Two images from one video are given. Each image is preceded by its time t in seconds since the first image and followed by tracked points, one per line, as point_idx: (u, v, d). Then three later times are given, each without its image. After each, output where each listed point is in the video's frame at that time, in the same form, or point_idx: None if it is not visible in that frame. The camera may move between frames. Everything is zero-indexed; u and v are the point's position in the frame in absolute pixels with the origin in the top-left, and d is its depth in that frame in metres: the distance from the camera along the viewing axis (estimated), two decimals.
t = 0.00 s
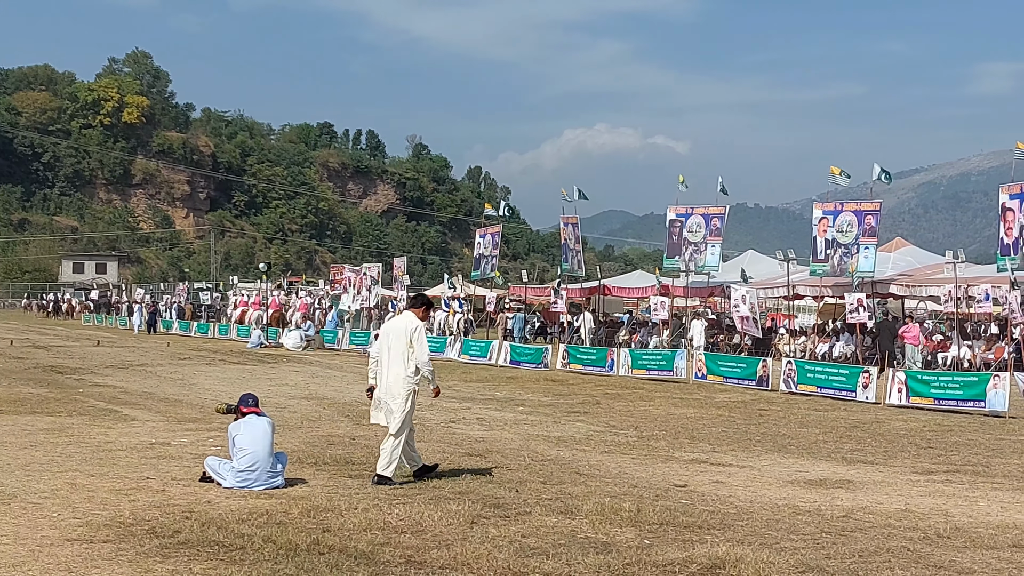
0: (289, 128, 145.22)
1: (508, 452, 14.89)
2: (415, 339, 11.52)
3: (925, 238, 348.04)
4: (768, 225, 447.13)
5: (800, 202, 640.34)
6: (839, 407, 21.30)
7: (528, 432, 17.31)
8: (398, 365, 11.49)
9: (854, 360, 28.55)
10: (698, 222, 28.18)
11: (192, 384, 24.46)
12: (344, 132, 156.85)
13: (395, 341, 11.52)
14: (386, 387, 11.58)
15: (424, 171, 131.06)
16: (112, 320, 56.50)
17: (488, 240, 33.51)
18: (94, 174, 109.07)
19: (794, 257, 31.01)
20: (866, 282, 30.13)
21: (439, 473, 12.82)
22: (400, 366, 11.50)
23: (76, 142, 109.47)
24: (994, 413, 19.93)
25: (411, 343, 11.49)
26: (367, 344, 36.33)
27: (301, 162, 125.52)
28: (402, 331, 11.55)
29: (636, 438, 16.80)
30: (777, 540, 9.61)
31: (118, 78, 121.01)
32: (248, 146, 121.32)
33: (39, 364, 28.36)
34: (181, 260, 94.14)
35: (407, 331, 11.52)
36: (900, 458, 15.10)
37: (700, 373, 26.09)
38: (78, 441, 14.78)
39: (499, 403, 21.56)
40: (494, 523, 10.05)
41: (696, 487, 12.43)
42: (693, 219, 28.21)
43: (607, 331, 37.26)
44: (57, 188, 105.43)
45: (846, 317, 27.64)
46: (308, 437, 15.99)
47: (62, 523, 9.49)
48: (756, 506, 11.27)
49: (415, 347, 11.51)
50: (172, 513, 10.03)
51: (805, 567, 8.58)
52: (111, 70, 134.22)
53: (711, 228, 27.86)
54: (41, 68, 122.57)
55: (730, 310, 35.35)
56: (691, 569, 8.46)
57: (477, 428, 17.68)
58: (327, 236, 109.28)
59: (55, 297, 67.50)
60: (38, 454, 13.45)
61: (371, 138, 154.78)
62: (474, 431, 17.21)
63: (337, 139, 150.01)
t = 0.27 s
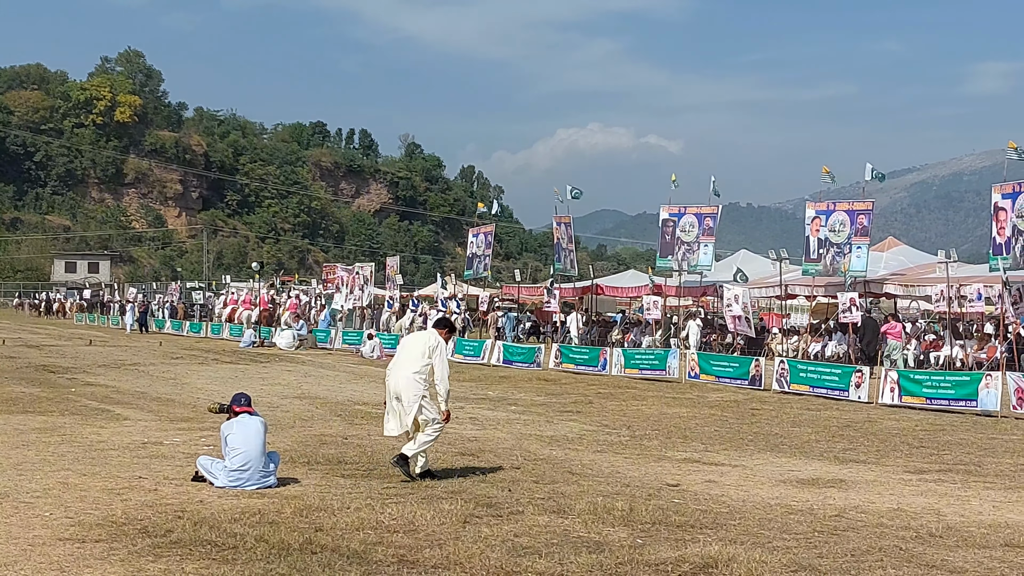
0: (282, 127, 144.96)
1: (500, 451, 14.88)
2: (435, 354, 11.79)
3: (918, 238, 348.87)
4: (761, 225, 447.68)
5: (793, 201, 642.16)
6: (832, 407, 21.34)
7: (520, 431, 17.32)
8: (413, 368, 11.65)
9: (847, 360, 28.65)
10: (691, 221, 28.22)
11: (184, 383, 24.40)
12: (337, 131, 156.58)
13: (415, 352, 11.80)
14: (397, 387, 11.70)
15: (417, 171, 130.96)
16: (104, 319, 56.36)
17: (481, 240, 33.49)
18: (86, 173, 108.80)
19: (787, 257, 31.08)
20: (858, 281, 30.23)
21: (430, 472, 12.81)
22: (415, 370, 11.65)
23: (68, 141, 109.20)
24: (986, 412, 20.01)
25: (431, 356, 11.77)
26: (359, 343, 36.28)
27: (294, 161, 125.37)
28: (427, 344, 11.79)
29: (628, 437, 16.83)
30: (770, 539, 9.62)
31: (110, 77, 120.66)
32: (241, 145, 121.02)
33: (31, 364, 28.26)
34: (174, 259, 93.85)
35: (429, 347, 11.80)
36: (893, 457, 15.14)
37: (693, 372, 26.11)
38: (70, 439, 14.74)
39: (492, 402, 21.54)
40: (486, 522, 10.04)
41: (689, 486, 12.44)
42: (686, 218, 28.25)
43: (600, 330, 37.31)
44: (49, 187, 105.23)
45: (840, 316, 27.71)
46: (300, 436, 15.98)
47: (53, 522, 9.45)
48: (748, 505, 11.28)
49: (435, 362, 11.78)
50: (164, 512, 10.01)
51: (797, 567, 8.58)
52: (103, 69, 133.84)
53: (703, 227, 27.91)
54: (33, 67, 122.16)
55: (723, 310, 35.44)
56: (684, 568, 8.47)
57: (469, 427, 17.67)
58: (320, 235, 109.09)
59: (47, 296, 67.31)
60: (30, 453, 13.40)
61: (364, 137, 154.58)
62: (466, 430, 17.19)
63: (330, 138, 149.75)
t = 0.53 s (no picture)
0: (275, 126, 144.70)
1: (493, 450, 14.86)
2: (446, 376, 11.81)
3: (911, 237, 349.59)
4: (754, 225, 448.10)
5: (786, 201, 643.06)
6: (826, 406, 21.36)
7: (513, 430, 17.29)
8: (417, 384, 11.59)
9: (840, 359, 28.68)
10: (684, 221, 28.23)
11: (177, 382, 24.35)
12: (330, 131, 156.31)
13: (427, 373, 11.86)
14: (395, 397, 11.67)
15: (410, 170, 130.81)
16: (96, 318, 56.20)
17: (475, 239, 33.46)
18: (79, 172, 108.57)
19: (781, 256, 31.12)
20: (852, 281, 30.27)
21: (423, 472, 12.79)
22: (418, 386, 11.60)
23: (61, 140, 108.96)
24: (979, 412, 20.06)
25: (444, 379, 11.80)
26: (352, 342, 36.24)
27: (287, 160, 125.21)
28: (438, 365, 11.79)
29: (622, 436, 16.82)
30: (762, 539, 9.62)
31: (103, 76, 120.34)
32: (234, 145, 120.77)
33: (24, 363, 28.15)
34: (166, 259, 93.57)
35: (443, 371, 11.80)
36: (885, 457, 15.16)
37: (686, 371, 26.12)
38: (62, 439, 14.68)
39: (486, 402, 21.52)
40: (480, 521, 10.03)
41: (682, 485, 12.44)
42: (679, 218, 28.27)
43: (593, 330, 37.31)
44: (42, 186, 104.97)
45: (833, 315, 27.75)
46: (294, 436, 15.95)
47: (45, 522, 9.42)
48: (742, 505, 11.29)
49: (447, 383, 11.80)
50: (157, 512, 9.97)
51: (790, 565, 8.59)
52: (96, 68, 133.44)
53: (696, 227, 27.93)
54: (25, 66, 121.80)
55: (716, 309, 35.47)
56: (677, 568, 8.46)
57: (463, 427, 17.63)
58: (313, 234, 108.90)
59: (40, 295, 67.13)
60: (22, 452, 13.35)
61: (357, 136, 154.35)
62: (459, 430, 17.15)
63: (323, 137, 149.53)
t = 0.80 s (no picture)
0: (269, 125, 144.47)
1: (487, 449, 14.85)
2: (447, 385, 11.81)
3: (904, 237, 350.26)
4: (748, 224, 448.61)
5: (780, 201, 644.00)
6: (820, 405, 21.39)
7: (507, 429, 17.29)
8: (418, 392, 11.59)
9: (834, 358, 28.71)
10: (678, 220, 28.25)
11: (171, 381, 24.30)
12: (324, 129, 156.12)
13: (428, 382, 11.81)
14: (393, 402, 11.69)
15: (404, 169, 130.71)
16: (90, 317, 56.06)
17: (469, 238, 33.43)
18: (73, 171, 108.38)
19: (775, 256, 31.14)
20: (846, 279, 30.30)
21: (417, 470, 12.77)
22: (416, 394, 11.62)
23: (55, 139, 108.77)
24: (972, 411, 20.08)
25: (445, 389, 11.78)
26: (346, 342, 36.21)
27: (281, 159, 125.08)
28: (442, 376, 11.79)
29: (616, 435, 16.83)
30: (757, 537, 9.63)
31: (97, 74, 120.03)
32: (227, 144, 120.53)
33: (17, 362, 28.07)
34: (160, 257, 93.37)
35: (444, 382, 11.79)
36: (879, 456, 15.19)
37: (680, 370, 26.14)
38: (56, 438, 14.64)
39: (480, 401, 21.52)
40: (473, 520, 10.02)
41: (677, 485, 12.43)
42: (673, 217, 28.29)
43: (587, 329, 37.30)
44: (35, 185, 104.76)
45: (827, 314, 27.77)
46: (288, 434, 15.94)
47: (38, 521, 9.39)
48: (735, 504, 11.30)
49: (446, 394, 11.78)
50: (151, 511, 9.95)
51: (784, 565, 8.58)
52: (90, 66, 133.06)
53: (691, 226, 27.94)
54: (19, 65, 121.48)
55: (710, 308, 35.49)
56: (670, 567, 8.46)
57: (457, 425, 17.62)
58: (307, 233, 108.78)
59: (33, 294, 66.94)
60: (15, 452, 13.31)
61: (351, 135, 154.18)
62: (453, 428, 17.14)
63: (317, 136, 149.33)
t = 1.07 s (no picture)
0: (263, 124, 144.22)
1: (481, 449, 14.84)
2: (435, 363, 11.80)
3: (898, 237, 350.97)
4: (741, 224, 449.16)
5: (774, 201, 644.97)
6: (814, 405, 21.41)
7: (502, 428, 17.28)
8: (400, 374, 11.66)
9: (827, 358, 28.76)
10: (672, 219, 28.25)
11: (165, 380, 24.25)
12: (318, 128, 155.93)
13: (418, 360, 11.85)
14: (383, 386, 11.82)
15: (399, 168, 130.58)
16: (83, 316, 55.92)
17: (463, 238, 33.40)
18: (66, 170, 108.18)
19: (769, 255, 31.15)
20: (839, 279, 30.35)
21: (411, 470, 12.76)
22: (402, 374, 11.72)
23: (48, 138, 108.55)
24: (965, 410, 20.12)
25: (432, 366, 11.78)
26: (340, 341, 36.16)
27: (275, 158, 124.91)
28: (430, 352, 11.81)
29: (610, 435, 16.84)
30: (750, 536, 9.65)
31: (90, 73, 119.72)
32: (221, 143, 120.28)
33: (10, 361, 27.96)
34: (154, 256, 93.13)
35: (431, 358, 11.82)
36: (873, 455, 15.22)
37: (674, 370, 26.16)
38: (50, 437, 14.61)
39: (474, 400, 21.51)
40: (468, 519, 10.02)
41: (670, 484, 12.45)
42: (667, 216, 28.30)
43: (581, 329, 37.31)
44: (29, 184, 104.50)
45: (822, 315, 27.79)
46: (282, 434, 15.92)
47: (32, 520, 9.37)
48: (729, 503, 11.31)
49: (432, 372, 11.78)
50: (144, 511, 9.91)
51: (778, 564, 8.59)
52: (84, 65, 132.67)
53: (685, 225, 27.95)
54: (12, 64, 121.11)
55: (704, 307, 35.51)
56: (664, 566, 8.46)
57: (451, 424, 17.62)
58: (301, 232, 108.62)
59: (26, 293, 66.75)
60: (8, 451, 13.27)
61: (345, 134, 154.02)
62: (447, 428, 17.12)
63: (311, 135, 149.12)
